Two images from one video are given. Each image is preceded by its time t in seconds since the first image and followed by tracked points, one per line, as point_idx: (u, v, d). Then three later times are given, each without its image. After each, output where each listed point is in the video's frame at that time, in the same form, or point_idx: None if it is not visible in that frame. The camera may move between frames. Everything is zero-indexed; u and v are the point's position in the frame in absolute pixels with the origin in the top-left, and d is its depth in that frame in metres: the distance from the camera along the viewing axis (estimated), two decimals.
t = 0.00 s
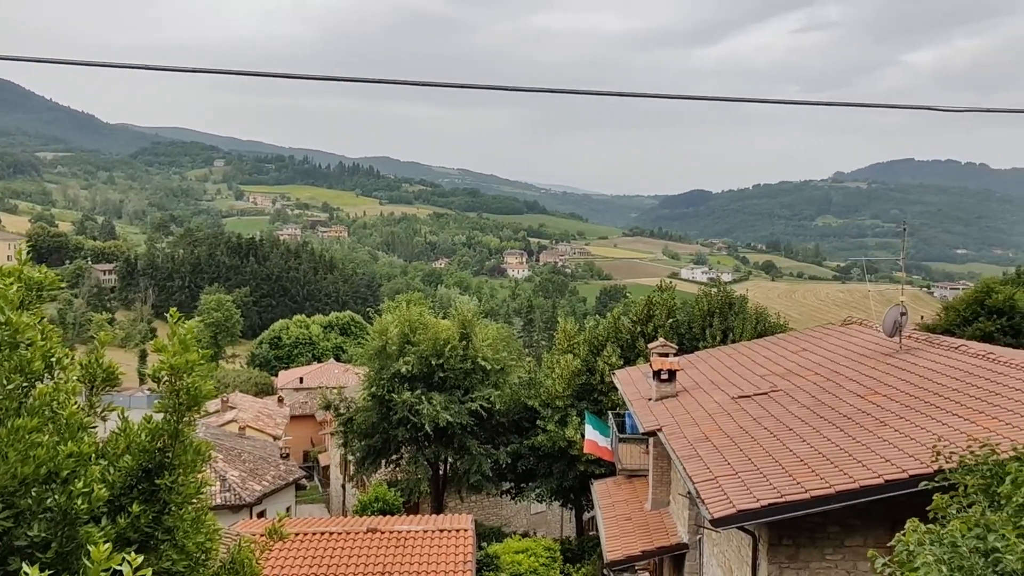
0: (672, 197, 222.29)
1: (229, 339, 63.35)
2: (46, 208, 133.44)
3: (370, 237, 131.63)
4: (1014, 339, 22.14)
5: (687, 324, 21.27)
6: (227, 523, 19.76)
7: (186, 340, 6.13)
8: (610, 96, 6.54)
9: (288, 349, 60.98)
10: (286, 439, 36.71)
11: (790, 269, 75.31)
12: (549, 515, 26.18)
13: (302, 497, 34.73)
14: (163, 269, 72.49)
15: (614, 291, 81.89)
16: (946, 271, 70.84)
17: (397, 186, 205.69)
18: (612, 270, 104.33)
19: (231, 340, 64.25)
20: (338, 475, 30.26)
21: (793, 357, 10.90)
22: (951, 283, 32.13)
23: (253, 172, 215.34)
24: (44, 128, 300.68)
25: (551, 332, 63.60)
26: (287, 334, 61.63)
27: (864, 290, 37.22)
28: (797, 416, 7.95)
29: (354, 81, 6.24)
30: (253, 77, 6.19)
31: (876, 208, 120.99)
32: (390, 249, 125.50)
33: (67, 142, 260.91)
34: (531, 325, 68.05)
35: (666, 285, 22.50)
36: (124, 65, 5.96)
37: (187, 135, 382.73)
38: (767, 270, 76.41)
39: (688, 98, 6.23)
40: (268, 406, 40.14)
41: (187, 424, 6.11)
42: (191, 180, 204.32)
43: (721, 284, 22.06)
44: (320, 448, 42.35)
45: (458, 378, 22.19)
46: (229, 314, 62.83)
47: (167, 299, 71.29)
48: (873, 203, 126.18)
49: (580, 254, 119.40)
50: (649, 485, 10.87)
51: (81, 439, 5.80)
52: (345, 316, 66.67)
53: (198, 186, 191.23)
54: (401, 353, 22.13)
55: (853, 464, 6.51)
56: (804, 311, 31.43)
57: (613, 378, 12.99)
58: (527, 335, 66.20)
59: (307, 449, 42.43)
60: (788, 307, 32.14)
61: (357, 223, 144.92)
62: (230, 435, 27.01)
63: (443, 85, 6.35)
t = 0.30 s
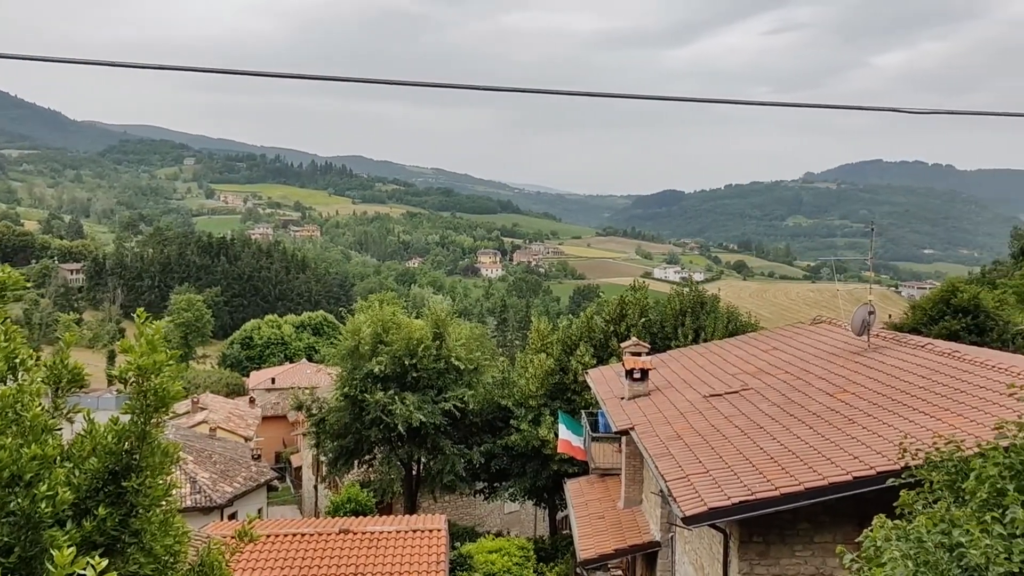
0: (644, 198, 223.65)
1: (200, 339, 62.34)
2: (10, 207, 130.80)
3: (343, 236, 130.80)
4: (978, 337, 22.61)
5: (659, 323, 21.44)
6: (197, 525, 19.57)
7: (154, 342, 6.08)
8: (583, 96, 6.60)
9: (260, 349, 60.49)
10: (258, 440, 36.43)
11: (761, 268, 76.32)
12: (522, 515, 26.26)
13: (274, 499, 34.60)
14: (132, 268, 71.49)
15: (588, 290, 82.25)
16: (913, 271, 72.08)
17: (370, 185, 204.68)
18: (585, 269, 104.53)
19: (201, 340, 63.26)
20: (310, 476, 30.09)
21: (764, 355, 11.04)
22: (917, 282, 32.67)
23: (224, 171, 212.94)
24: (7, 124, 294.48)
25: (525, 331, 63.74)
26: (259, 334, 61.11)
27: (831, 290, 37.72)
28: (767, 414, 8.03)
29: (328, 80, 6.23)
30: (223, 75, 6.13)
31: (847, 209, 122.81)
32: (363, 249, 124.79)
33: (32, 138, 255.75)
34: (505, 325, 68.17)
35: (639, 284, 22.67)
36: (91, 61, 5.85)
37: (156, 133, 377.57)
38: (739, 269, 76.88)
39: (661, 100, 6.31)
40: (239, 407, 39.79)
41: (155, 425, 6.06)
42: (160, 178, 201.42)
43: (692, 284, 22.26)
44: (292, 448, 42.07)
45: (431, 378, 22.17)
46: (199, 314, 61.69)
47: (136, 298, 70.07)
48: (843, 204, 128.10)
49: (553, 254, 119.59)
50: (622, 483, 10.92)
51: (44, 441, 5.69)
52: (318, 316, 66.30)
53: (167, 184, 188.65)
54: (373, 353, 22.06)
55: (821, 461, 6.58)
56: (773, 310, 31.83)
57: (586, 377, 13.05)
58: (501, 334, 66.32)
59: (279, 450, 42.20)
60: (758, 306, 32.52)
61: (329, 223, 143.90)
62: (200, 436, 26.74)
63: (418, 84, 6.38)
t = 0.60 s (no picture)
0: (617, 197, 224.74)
1: (169, 339, 61.16)
2: None
3: (315, 235, 129.75)
4: (944, 336, 23.04)
5: (632, 322, 21.55)
6: (166, 527, 19.34)
7: (120, 341, 6.00)
8: (555, 97, 6.62)
9: (231, 349, 59.95)
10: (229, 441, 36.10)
11: (734, 267, 77.14)
12: (495, 514, 26.30)
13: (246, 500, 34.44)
14: (100, 268, 70.52)
15: (562, 289, 82.44)
16: (881, 271, 73.13)
17: (343, 185, 203.52)
18: (559, 269, 104.64)
19: (171, 341, 62.11)
20: (282, 476, 29.88)
21: (736, 354, 11.14)
22: (882, 283, 33.20)
23: (194, 169, 210.42)
24: None
25: (498, 331, 63.78)
26: (230, 334, 60.55)
27: (798, 289, 38.18)
28: (739, 413, 8.10)
29: (299, 78, 6.20)
30: (192, 72, 6.09)
31: (818, 210, 124.41)
32: (336, 248, 123.89)
33: None
34: (479, 324, 68.20)
35: (612, 285, 22.79)
36: (54, 57, 5.76)
37: (124, 130, 371.99)
38: (711, 268, 77.45)
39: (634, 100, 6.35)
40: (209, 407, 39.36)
41: (122, 426, 5.98)
42: (128, 176, 198.39)
43: (664, 283, 22.41)
44: (264, 449, 41.80)
45: (404, 377, 22.09)
46: (169, 314, 60.68)
47: (104, 298, 68.96)
48: (814, 204, 129.72)
49: (527, 254, 119.59)
50: (595, 482, 10.97)
51: (8, 444, 5.59)
52: (290, 315, 65.82)
53: (136, 182, 185.88)
54: (346, 353, 21.97)
55: (791, 459, 6.66)
56: (744, 309, 32.16)
57: (559, 376, 13.08)
58: (475, 333, 66.33)
59: (250, 451, 41.94)
60: (729, 306, 32.85)
61: (302, 222, 142.77)
62: (170, 437, 26.43)
63: (391, 82, 6.37)
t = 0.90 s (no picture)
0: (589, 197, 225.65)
1: (138, 339, 60.17)
2: None
3: (286, 234, 128.52)
4: (910, 335, 23.41)
5: (604, 321, 21.62)
6: (135, 530, 19.10)
7: (85, 341, 5.90)
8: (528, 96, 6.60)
9: (200, 350, 59.37)
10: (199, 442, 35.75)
11: (705, 267, 77.96)
12: (467, 514, 26.32)
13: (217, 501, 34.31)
14: (66, 267, 69.41)
15: (535, 289, 82.63)
16: (849, 271, 74.91)
17: (315, 184, 202.12)
18: (532, 269, 104.62)
19: (139, 341, 61.01)
20: (252, 477, 29.72)
21: (706, 353, 11.23)
22: (849, 282, 33.63)
23: (163, 167, 207.58)
24: None
25: (470, 330, 63.73)
26: (199, 334, 59.95)
27: (767, 289, 38.58)
28: (710, 411, 8.16)
29: (269, 76, 6.10)
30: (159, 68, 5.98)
31: (787, 211, 125.88)
32: (307, 247, 122.90)
33: None
34: (452, 324, 68.21)
35: (585, 284, 22.82)
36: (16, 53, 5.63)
37: (91, 126, 365.80)
38: (682, 268, 77.95)
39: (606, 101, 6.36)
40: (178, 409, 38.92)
41: (86, 428, 5.89)
42: (94, 174, 195.08)
43: (637, 283, 22.50)
44: (234, 451, 41.59)
45: (375, 377, 21.99)
46: (138, 314, 59.51)
47: (70, 298, 68.31)
48: (784, 204, 131.35)
49: (500, 254, 119.53)
50: (566, 481, 11.00)
51: None
52: (261, 315, 65.27)
53: (103, 180, 182.91)
54: (317, 353, 21.82)
55: (761, 457, 6.71)
56: (716, 309, 32.57)
57: (533, 376, 13.09)
58: (448, 334, 66.27)
59: (220, 452, 41.72)
60: (701, 305, 33.30)
61: (273, 221, 141.54)
62: (138, 439, 26.08)
63: (364, 80, 6.29)
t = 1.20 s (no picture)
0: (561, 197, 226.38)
1: (104, 339, 59.12)
2: None
3: (256, 233, 127.09)
4: (875, 335, 23.85)
5: (575, 322, 21.72)
6: (100, 533, 18.85)
7: (45, 342, 5.79)
8: (500, 96, 6.56)
9: (167, 350, 58.75)
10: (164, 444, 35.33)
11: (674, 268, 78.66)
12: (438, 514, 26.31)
13: (183, 505, 34.14)
14: (28, 267, 68.79)
15: (506, 288, 82.71)
16: (816, 271, 76.40)
17: (285, 182, 199.92)
18: (503, 269, 104.55)
19: (104, 342, 59.90)
20: (220, 479, 29.41)
21: (676, 353, 11.31)
22: (814, 283, 34.19)
23: (129, 165, 203.96)
24: None
25: (442, 330, 63.66)
26: (166, 334, 59.21)
27: (735, 290, 39.09)
28: (679, 411, 8.21)
29: (236, 73, 5.95)
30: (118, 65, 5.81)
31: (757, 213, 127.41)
32: (277, 247, 121.66)
33: None
34: (422, 324, 68.13)
35: (555, 284, 22.88)
36: None
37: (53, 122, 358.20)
38: (652, 269, 78.58)
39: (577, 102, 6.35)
40: (144, 410, 38.36)
41: (47, 430, 5.79)
42: (57, 171, 190.82)
43: (607, 283, 22.61)
44: (202, 452, 41.28)
45: (346, 378, 21.89)
46: (103, 314, 58.35)
47: (33, 298, 67.20)
48: (754, 205, 133.01)
49: (471, 254, 119.12)
50: (536, 481, 11.01)
51: None
52: (229, 315, 64.62)
53: (65, 177, 179.07)
54: (286, 353, 21.69)
55: (729, 457, 6.77)
56: (688, 309, 32.81)
57: (503, 376, 13.11)
58: (419, 334, 66.11)
59: (188, 454, 41.32)
60: (672, 305, 33.54)
61: (242, 220, 139.88)
62: (102, 441, 25.64)
63: (334, 79, 6.19)
